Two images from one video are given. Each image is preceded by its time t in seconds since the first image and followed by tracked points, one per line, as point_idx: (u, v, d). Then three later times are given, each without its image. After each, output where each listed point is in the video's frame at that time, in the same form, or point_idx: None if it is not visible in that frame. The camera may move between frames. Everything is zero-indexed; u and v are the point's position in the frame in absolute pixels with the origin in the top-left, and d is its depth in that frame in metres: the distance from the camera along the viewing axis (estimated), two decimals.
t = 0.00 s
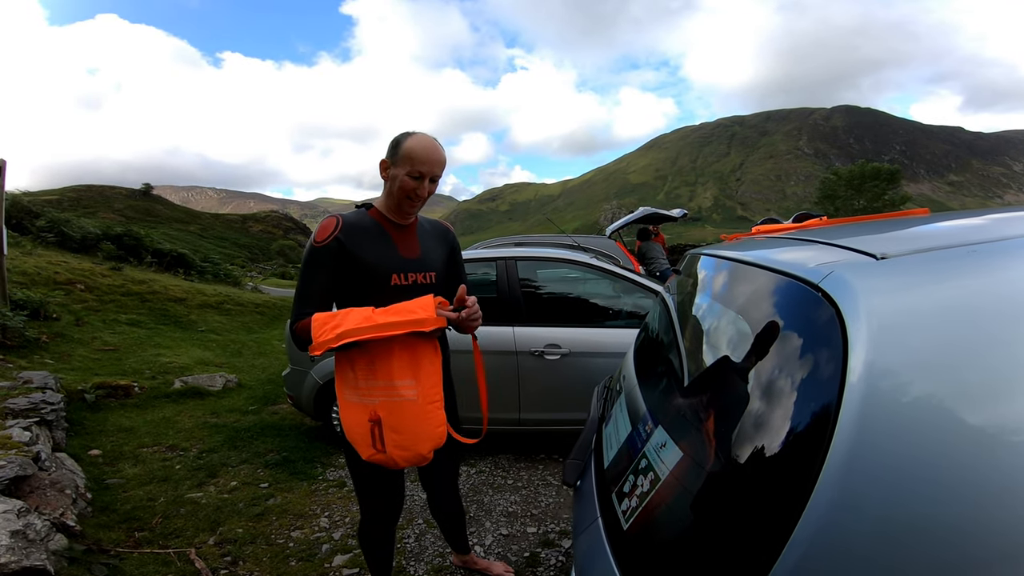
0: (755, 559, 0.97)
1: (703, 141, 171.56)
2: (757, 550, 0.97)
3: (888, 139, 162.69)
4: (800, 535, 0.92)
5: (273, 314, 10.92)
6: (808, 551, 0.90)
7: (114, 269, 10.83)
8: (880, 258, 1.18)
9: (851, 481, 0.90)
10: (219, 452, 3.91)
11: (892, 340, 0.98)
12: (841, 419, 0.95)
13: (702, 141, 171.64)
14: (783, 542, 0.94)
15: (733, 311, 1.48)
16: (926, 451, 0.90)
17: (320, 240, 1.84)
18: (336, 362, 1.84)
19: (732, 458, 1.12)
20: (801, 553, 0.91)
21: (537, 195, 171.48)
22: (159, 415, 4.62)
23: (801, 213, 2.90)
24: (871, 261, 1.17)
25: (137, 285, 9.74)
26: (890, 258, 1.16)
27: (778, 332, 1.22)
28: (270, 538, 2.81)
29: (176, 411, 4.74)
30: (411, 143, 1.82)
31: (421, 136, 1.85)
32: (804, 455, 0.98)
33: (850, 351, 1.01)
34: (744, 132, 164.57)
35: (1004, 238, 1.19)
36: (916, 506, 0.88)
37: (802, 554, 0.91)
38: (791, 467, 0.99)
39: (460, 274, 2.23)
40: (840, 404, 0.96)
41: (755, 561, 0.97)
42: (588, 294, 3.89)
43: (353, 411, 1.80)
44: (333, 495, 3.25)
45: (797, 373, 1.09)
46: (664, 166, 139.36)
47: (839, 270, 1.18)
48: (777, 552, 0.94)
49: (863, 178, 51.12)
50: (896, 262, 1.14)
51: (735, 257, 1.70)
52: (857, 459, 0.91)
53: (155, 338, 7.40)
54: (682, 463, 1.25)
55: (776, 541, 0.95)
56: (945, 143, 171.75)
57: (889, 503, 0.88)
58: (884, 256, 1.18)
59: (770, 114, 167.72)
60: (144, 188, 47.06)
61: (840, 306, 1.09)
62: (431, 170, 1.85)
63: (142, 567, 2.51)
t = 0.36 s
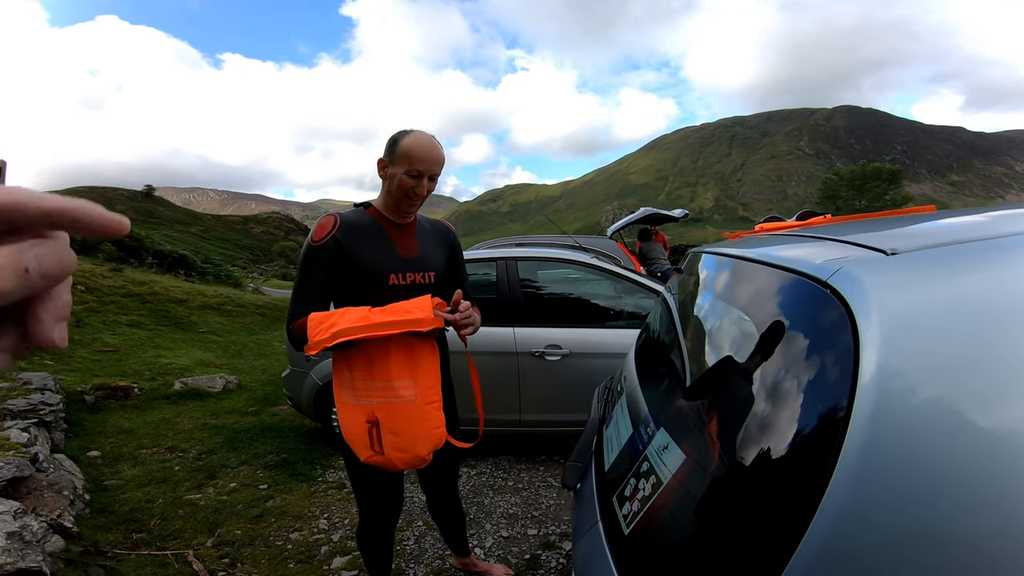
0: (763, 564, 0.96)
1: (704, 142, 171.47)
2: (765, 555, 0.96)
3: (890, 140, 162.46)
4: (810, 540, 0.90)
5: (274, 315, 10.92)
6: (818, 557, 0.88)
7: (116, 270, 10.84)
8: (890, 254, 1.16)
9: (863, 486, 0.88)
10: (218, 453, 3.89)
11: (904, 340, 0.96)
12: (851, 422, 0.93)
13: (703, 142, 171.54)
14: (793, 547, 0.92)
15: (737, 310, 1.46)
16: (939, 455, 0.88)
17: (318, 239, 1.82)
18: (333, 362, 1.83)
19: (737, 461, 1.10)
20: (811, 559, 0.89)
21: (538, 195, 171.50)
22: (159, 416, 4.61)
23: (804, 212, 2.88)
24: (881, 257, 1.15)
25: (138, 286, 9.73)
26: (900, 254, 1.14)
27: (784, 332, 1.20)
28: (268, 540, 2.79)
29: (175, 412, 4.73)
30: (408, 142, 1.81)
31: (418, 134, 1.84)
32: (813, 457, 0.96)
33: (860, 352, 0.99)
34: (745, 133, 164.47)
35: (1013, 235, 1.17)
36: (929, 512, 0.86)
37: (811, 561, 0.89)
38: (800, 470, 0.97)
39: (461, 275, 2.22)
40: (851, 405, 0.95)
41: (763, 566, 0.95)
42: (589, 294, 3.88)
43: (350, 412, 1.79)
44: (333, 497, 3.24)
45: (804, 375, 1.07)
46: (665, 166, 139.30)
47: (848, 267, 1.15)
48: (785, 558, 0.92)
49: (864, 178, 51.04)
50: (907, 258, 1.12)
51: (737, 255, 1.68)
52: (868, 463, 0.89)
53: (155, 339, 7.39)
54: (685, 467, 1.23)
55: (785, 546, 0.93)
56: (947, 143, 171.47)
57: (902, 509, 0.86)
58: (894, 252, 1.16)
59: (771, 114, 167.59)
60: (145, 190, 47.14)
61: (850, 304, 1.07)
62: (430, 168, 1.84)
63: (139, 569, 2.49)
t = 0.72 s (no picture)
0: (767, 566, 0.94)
1: (704, 141, 171.27)
2: (769, 558, 0.94)
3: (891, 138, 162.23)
4: (815, 543, 0.88)
5: (274, 313, 10.92)
6: (824, 560, 0.87)
7: (115, 268, 10.83)
8: (897, 247, 1.14)
9: (870, 487, 0.87)
10: (216, 451, 3.88)
11: (911, 337, 0.94)
12: (857, 422, 0.92)
13: (704, 141, 171.38)
14: (798, 549, 0.90)
15: (738, 308, 1.44)
16: (948, 456, 0.86)
17: (314, 234, 1.81)
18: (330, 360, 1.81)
19: (738, 461, 1.08)
20: (817, 562, 0.87)
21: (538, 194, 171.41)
22: (157, 414, 4.60)
23: (806, 209, 2.86)
24: (889, 251, 1.13)
25: (137, 284, 9.72)
26: (908, 247, 1.13)
27: (786, 330, 1.18)
28: (265, 539, 2.78)
29: (173, 410, 4.72)
30: (406, 129, 1.83)
31: (410, 124, 1.86)
32: (819, 457, 0.95)
33: (868, 349, 0.97)
34: (746, 132, 164.30)
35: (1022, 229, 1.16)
36: (937, 514, 0.84)
37: (818, 565, 0.87)
38: (804, 471, 0.95)
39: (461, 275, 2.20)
40: (857, 405, 0.93)
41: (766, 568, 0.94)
42: (589, 292, 3.86)
43: (347, 410, 1.77)
44: (331, 495, 3.23)
45: (807, 374, 1.06)
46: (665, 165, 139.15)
47: (855, 261, 1.14)
48: (790, 561, 0.91)
49: (865, 177, 50.98)
50: (915, 252, 1.10)
51: (739, 251, 1.67)
52: (876, 463, 0.87)
53: (154, 337, 7.37)
54: (685, 467, 1.22)
55: (790, 549, 0.92)
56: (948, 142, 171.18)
57: (910, 512, 0.85)
58: (902, 246, 1.14)
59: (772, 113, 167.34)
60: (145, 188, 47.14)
61: (857, 299, 1.05)
62: (432, 151, 1.87)
63: (135, 567, 2.48)
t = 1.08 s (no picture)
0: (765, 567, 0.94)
1: (703, 142, 171.51)
2: (767, 561, 0.94)
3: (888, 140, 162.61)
4: (814, 545, 0.88)
5: (272, 314, 10.91)
6: (822, 562, 0.87)
7: (112, 268, 10.80)
8: (894, 250, 1.15)
9: (868, 488, 0.87)
10: (214, 452, 3.87)
11: (909, 339, 0.94)
12: (856, 424, 0.92)
13: (702, 142, 171.62)
14: (796, 551, 0.90)
15: (735, 310, 1.45)
16: (948, 457, 0.86)
17: (309, 240, 1.81)
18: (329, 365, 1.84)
19: (737, 462, 1.09)
20: (816, 563, 0.87)
21: (537, 195, 171.47)
22: (154, 415, 4.58)
23: (805, 211, 2.86)
24: (886, 255, 1.13)
25: (135, 284, 9.70)
26: (905, 251, 1.13)
27: (785, 332, 1.18)
28: (263, 541, 2.77)
29: (170, 412, 4.71)
30: (397, 126, 1.85)
31: (395, 123, 1.88)
32: (817, 459, 0.95)
33: (865, 351, 0.97)
34: (744, 133, 164.53)
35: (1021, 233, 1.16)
36: (935, 516, 0.84)
37: (815, 567, 0.87)
38: (803, 473, 0.96)
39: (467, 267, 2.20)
40: (856, 408, 0.93)
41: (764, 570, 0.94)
42: (587, 294, 3.86)
43: (343, 414, 1.79)
44: (328, 497, 3.22)
45: (805, 377, 1.06)
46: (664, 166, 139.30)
47: (852, 264, 1.14)
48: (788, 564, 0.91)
49: (863, 178, 51.09)
50: (913, 255, 1.11)
51: (736, 253, 1.67)
52: (874, 465, 0.88)
53: (151, 338, 7.36)
54: (682, 471, 1.22)
55: (788, 551, 0.91)
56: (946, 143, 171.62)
57: (908, 514, 0.85)
58: (900, 249, 1.14)
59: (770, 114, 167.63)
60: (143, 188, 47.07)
61: (853, 302, 1.05)
62: (425, 145, 1.88)
63: (131, 569, 2.47)
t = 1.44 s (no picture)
0: (750, 561, 0.96)
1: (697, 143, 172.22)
2: (752, 555, 0.96)
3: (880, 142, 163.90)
4: (796, 539, 0.90)
5: (264, 313, 10.86)
6: (804, 556, 0.89)
7: (104, 267, 10.72)
8: (877, 249, 1.17)
9: (848, 483, 0.89)
10: (207, 451, 3.86)
11: (889, 337, 0.97)
12: (837, 419, 0.94)
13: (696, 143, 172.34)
14: (780, 545, 0.92)
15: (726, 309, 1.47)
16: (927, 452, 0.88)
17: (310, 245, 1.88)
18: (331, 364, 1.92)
19: (724, 459, 1.11)
20: (799, 558, 0.89)
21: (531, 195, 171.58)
22: (146, 414, 4.56)
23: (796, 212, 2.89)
24: (869, 254, 1.16)
25: (127, 283, 9.64)
26: (887, 250, 1.16)
27: (774, 331, 1.21)
28: (257, 539, 2.77)
29: (163, 411, 4.69)
30: (388, 122, 1.86)
31: (385, 120, 1.89)
32: (800, 455, 0.97)
33: (846, 349, 1.00)
34: (737, 134, 165.41)
35: (1003, 233, 1.18)
36: (915, 510, 0.86)
37: (798, 562, 0.89)
38: (787, 469, 0.98)
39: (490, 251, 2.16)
40: (838, 405, 0.95)
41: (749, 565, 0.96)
42: (581, 293, 3.88)
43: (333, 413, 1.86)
44: (323, 496, 3.22)
45: (791, 374, 1.08)
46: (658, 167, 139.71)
47: (836, 263, 1.17)
48: (771, 558, 0.93)
49: (855, 180, 51.50)
50: (895, 254, 1.13)
51: (727, 253, 1.69)
52: (855, 460, 0.90)
53: (144, 337, 7.31)
54: (673, 464, 1.24)
55: (772, 545, 0.94)
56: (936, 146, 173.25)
57: (887, 509, 0.87)
58: (882, 248, 1.17)
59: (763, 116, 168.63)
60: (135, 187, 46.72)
61: (837, 301, 1.08)
62: (418, 138, 1.89)
63: (125, 567, 2.46)
